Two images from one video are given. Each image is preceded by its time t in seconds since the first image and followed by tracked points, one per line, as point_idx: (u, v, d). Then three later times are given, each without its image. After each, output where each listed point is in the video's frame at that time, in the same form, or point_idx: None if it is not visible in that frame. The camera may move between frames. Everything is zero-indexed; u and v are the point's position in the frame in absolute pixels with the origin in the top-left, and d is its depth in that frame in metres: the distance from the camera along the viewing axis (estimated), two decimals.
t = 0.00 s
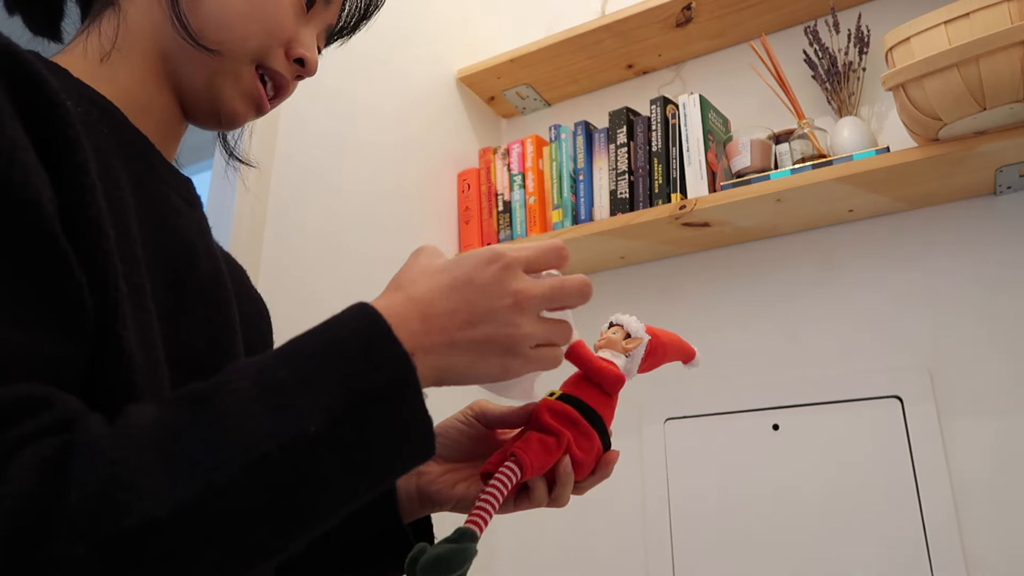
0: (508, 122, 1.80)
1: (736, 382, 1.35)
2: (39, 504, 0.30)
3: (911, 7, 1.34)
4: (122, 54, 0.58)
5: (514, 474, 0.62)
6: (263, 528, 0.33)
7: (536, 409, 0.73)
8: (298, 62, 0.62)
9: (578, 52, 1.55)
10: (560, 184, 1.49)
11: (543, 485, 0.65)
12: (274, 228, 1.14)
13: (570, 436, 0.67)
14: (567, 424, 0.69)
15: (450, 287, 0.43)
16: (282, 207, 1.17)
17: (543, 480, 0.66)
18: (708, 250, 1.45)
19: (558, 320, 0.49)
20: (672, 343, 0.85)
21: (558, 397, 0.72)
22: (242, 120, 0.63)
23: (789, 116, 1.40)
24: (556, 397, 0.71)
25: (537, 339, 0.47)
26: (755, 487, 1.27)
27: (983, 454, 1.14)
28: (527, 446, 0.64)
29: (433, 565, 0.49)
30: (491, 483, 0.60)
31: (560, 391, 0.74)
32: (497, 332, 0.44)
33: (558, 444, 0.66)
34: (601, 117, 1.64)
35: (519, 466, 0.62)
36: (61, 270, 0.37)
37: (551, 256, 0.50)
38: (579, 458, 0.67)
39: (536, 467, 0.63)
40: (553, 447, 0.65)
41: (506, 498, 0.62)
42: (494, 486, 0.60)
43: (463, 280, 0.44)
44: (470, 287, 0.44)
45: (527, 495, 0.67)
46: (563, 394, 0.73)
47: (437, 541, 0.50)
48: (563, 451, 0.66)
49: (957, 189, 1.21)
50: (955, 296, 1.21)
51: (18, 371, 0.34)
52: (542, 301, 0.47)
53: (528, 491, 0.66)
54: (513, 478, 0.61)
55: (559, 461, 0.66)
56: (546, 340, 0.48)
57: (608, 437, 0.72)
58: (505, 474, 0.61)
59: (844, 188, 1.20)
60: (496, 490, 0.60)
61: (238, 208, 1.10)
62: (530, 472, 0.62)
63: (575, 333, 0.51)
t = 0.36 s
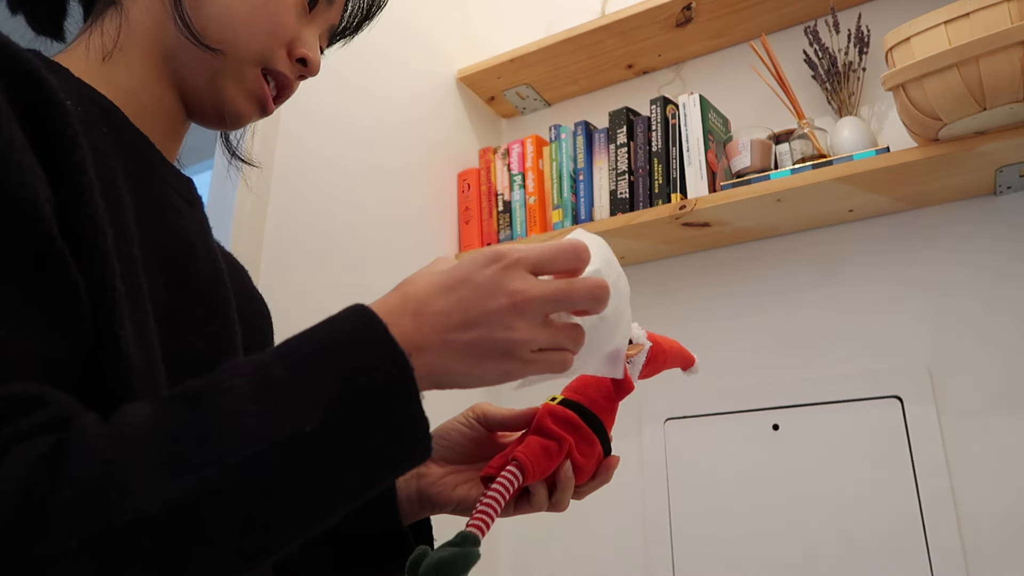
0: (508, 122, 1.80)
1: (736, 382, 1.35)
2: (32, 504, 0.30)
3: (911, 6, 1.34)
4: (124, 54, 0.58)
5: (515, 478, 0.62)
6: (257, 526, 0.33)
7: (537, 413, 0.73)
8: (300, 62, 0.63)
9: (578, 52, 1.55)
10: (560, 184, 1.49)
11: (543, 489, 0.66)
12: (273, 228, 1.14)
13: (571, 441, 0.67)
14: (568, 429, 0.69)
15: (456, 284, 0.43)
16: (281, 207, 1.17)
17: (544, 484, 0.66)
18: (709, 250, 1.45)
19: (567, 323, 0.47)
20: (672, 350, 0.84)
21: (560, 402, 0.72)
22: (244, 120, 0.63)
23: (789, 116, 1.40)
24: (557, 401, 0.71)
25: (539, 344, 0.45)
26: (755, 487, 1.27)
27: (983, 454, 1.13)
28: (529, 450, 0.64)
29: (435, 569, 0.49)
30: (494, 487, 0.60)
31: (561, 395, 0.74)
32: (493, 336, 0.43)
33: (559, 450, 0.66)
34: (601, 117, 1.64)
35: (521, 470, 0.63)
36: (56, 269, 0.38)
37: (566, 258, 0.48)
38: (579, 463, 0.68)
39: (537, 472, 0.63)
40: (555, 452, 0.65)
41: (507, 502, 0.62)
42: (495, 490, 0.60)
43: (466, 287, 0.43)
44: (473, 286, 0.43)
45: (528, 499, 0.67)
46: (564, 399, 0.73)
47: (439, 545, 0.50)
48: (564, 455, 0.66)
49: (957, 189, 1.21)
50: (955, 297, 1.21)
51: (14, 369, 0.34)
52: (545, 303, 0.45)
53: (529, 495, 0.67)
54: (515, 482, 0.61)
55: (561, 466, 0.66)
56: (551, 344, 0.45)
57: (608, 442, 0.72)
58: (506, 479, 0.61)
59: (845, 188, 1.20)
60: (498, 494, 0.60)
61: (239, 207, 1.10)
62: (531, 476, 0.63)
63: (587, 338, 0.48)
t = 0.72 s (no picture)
0: (508, 122, 1.80)
1: (736, 382, 1.35)
2: (34, 508, 0.30)
3: (911, 7, 1.34)
4: (126, 53, 0.58)
5: (512, 482, 0.61)
6: (257, 536, 0.33)
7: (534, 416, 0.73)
8: (301, 64, 0.63)
9: (578, 52, 1.55)
10: (560, 184, 1.49)
11: (538, 493, 0.66)
12: (273, 228, 1.14)
13: (567, 444, 0.67)
14: (565, 433, 0.69)
15: (456, 286, 0.43)
16: (281, 207, 1.17)
17: (539, 488, 0.66)
18: (708, 250, 1.45)
19: (572, 337, 0.46)
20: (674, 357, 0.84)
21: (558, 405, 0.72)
22: (244, 122, 0.63)
23: (789, 116, 1.40)
24: (555, 405, 0.71)
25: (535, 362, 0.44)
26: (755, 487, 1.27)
27: (983, 453, 1.13)
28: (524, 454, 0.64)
29: (428, 570, 0.48)
30: (488, 491, 0.59)
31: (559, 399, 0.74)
32: (494, 346, 0.42)
33: (555, 454, 0.66)
34: (601, 117, 1.64)
35: (516, 474, 0.62)
36: (61, 271, 0.38)
37: (573, 284, 0.45)
38: (575, 467, 0.68)
39: (533, 475, 0.63)
40: (550, 456, 0.65)
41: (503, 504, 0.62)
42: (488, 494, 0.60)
43: (466, 288, 0.42)
44: (474, 287, 0.43)
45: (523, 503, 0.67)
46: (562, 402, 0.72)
47: (432, 547, 0.50)
48: (560, 459, 0.66)
49: (957, 190, 1.21)
50: (955, 297, 1.21)
51: (18, 371, 0.34)
52: (551, 321, 0.44)
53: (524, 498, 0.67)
54: (510, 486, 0.61)
55: (557, 470, 0.66)
56: (553, 360, 0.45)
57: (605, 447, 0.72)
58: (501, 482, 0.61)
59: (844, 189, 1.19)
60: (495, 494, 0.59)
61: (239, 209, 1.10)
62: (527, 480, 0.62)
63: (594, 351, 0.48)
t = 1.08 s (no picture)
0: (508, 122, 1.80)
1: (736, 382, 1.35)
2: (42, 506, 0.30)
3: (911, 7, 1.34)
4: (125, 52, 0.57)
5: (515, 476, 0.61)
6: (263, 535, 0.33)
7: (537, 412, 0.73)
8: (300, 65, 0.63)
9: (578, 52, 1.55)
10: (560, 184, 1.49)
11: (542, 487, 0.66)
12: (273, 228, 1.14)
13: (570, 440, 0.67)
14: (568, 429, 0.69)
15: (460, 285, 0.42)
16: (281, 208, 1.16)
17: (543, 482, 0.66)
18: (707, 250, 1.45)
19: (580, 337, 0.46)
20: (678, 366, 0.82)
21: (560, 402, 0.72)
22: (243, 122, 0.63)
23: (789, 116, 1.40)
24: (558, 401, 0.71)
25: (543, 361, 0.44)
26: (755, 488, 1.27)
27: (983, 453, 1.14)
28: (529, 449, 0.64)
29: (433, 564, 0.48)
30: (492, 484, 0.59)
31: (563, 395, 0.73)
32: (498, 346, 0.42)
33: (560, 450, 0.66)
34: (601, 118, 1.64)
35: (520, 468, 0.62)
36: (67, 267, 0.37)
37: (580, 277, 0.45)
38: (578, 463, 0.68)
39: (536, 469, 0.63)
40: (554, 451, 0.65)
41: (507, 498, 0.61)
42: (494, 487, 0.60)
43: (471, 286, 0.42)
44: (479, 286, 0.42)
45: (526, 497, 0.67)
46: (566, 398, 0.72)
47: (439, 540, 0.50)
48: (563, 455, 0.66)
49: (957, 190, 1.21)
50: (954, 297, 1.21)
51: (25, 368, 0.34)
52: (555, 320, 0.44)
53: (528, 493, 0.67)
54: (514, 480, 0.61)
55: (560, 465, 0.66)
56: (560, 359, 0.45)
57: (608, 442, 0.72)
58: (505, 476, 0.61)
59: (844, 188, 1.19)
60: (499, 489, 0.59)
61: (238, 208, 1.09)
62: (530, 475, 0.62)
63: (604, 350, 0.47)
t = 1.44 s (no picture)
0: (508, 122, 1.80)
1: (736, 382, 1.35)
2: (33, 510, 0.30)
3: (911, 7, 1.34)
4: (127, 48, 0.57)
5: (522, 474, 0.61)
6: (262, 537, 0.33)
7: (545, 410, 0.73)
8: (303, 62, 0.63)
9: (578, 52, 1.55)
10: (560, 184, 1.49)
11: (549, 487, 0.66)
12: (272, 227, 1.14)
13: (578, 438, 0.67)
14: (577, 428, 0.69)
15: (461, 283, 0.42)
16: (281, 208, 1.16)
17: (550, 481, 0.66)
18: (708, 250, 1.45)
19: (588, 334, 0.46)
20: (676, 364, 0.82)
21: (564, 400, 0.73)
22: (246, 119, 0.63)
23: (789, 116, 1.40)
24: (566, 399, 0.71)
25: (549, 357, 0.44)
26: (755, 489, 1.27)
27: (983, 454, 1.13)
28: (536, 445, 0.64)
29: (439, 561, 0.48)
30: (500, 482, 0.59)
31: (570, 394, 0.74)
32: (499, 345, 0.42)
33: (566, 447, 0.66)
34: (601, 118, 1.64)
35: (527, 466, 0.62)
36: (63, 266, 0.37)
37: (582, 270, 0.44)
38: (586, 462, 0.68)
39: (544, 468, 0.63)
40: (562, 448, 0.66)
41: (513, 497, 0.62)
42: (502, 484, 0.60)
43: (471, 285, 0.42)
44: (480, 284, 0.42)
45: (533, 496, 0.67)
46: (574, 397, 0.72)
47: (444, 538, 0.50)
48: (571, 453, 0.66)
49: (957, 189, 1.21)
50: (954, 297, 1.21)
51: (20, 369, 0.34)
52: (560, 317, 0.43)
53: (535, 492, 0.67)
54: (521, 478, 0.61)
55: (567, 463, 0.66)
56: (565, 355, 0.45)
57: (616, 441, 0.72)
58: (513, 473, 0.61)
59: (845, 188, 1.19)
60: (506, 486, 0.59)
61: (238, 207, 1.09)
62: (538, 473, 0.62)
63: (615, 346, 0.47)
